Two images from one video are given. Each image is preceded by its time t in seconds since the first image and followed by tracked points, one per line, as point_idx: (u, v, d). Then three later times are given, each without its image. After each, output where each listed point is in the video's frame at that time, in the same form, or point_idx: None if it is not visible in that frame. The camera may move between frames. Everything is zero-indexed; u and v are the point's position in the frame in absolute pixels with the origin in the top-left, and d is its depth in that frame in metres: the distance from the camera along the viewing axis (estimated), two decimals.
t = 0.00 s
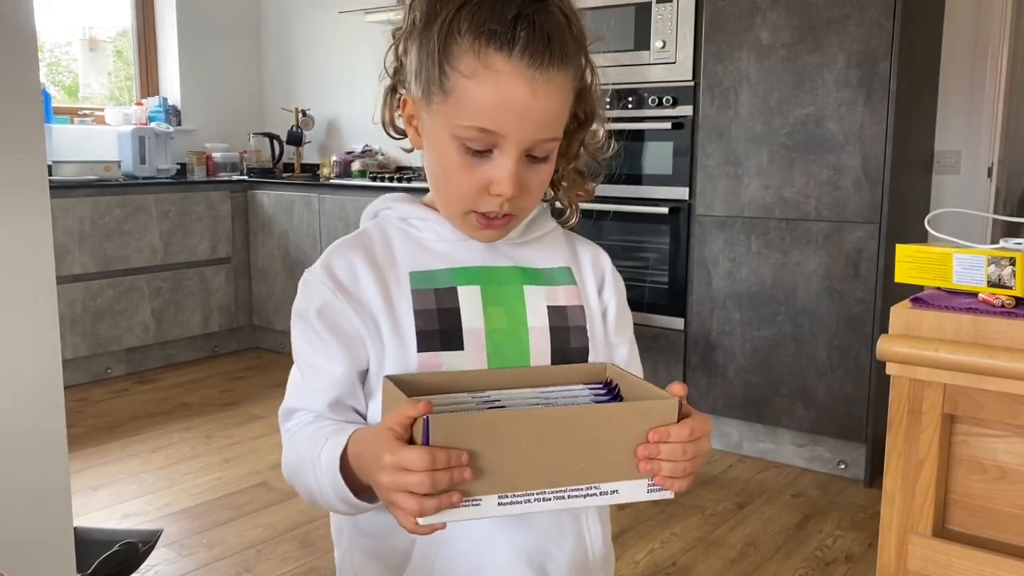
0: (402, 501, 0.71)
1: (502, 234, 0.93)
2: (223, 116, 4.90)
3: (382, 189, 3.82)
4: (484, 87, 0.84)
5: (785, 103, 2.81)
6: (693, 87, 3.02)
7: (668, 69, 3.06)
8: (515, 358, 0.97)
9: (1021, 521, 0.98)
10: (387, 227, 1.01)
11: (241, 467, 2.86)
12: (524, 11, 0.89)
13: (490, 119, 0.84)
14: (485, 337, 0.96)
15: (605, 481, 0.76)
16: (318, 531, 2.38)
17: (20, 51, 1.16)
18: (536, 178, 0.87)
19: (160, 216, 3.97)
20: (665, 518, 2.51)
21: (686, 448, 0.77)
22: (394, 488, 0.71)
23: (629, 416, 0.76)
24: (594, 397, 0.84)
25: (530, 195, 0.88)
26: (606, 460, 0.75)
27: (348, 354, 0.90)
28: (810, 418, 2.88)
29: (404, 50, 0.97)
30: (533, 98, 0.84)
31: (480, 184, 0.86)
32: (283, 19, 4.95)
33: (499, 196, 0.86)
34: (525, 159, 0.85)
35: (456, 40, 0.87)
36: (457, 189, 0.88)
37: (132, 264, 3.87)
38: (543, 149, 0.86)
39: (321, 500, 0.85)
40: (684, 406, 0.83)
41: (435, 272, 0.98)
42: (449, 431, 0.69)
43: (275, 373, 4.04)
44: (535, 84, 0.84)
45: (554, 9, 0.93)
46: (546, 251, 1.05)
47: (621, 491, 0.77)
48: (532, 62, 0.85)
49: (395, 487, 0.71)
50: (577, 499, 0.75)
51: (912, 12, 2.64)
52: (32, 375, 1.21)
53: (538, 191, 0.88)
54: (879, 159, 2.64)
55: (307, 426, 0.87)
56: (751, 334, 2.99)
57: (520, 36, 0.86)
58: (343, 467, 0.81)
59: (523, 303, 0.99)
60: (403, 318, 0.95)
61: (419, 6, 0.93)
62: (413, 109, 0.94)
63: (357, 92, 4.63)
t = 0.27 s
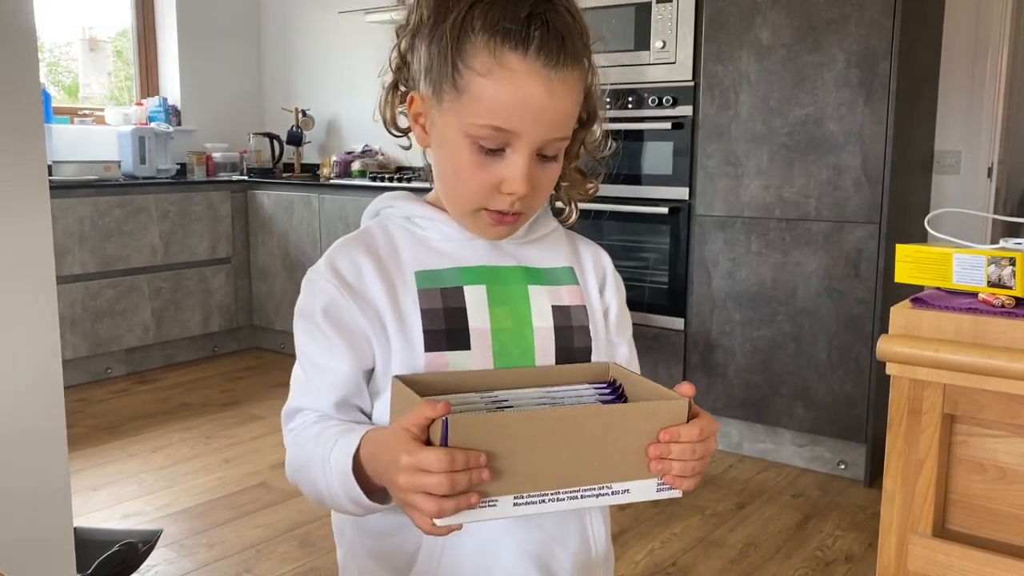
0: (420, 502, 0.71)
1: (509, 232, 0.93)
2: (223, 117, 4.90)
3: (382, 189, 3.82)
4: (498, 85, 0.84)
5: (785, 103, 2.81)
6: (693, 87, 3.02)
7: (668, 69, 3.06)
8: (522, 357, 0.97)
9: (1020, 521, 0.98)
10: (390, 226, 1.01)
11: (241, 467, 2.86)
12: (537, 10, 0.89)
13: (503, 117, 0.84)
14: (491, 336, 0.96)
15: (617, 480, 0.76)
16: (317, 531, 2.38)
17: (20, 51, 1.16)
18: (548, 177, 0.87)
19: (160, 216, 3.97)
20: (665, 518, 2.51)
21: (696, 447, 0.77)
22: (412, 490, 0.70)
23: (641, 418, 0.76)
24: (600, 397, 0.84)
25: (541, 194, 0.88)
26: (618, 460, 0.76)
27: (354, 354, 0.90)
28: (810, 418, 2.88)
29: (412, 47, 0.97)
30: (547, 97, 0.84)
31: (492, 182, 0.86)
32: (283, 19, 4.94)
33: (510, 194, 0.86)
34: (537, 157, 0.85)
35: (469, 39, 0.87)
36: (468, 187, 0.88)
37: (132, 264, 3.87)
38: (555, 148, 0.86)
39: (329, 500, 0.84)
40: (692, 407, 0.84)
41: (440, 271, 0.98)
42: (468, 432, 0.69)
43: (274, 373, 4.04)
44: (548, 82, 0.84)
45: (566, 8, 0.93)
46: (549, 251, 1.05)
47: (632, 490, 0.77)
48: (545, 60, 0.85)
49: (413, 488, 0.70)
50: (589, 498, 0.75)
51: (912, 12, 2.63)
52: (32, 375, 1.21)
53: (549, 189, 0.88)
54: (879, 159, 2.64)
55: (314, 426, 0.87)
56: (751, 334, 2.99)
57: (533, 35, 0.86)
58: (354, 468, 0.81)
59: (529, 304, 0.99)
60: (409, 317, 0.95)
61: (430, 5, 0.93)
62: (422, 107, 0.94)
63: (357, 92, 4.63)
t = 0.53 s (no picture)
0: (406, 510, 0.70)
1: (514, 231, 0.93)
2: (223, 117, 4.90)
3: (382, 189, 3.82)
4: (504, 84, 0.84)
5: (785, 103, 2.81)
6: (693, 87, 3.02)
7: (668, 69, 3.06)
8: (520, 359, 0.96)
9: (1021, 521, 0.98)
10: (397, 222, 1.01)
11: (241, 467, 2.86)
12: (546, 9, 0.89)
13: (509, 117, 0.83)
14: (491, 335, 0.96)
15: (607, 497, 0.73)
16: (317, 531, 2.38)
17: (20, 52, 1.16)
18: (552, 177, 0.87)
19: (160, 216, 3.97)
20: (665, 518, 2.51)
21: (691, 470, 0.74)
22: (400, 497, 0.70)
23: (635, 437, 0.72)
24: (597, 407, 0.84)
25: (546, 194, 0.87)
26: (610, 478, 0.73)
27: (354, 349, 0.91)
28: (810, 418, 2.88)
29: (421, 45, 0.97)
30: (553, 97, 0.84)
31: (497, 181, 0.86)
32: (283, 19, 4.95)
33: (515, 193, 0.86)
34: (542, 158, 0.85)
35: (476, 38, 0.87)
36: (474, 186, 0.88)
37: (132, 264, 3.87)
38: (561, 149, 0.86)
39: (321, 495, 0.84)
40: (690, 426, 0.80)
41: (444, 269, 0.98)
42: (459, 444, 0.68)
43: (274, 373, 4.04)
44: (555, 83, 0.84)
45: (576, 8, 0.93)
46: (556, 253, 1.04)
47: (623, 507, 0.74)
48: (552, 60, 0.84)
49: (400, 496, 0.70)
50: (577, 514, 0.72)
51: (912, 11, 2.63)
52: (32, 375, 1.21)
53: (554, 190, 0.88)
54: (879, 159, 2.64)
55: (311, 418, 0.87)
56: (751, 334, 2.99)
57: (541, 35, 0.86)
58: (345, 467, 0.81)
59: (532, 303, 0.98)
60: (409, 314, 0.95)
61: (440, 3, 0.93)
62: (430, 105, 0.94)
63: (357, 92, 4.63)
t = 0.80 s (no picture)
0: (375, 535, 0.68)
1: (514, 230, 0.93)
2: (223, 117, 4.90)
3: (382, 189, 3.82)
4: (500, 83, 0.84)
5: (785, 103, 2.81)
6: (693, 87, 3.02)
7: (668, 69, 3.06)
8: (514, 363, 0.95)
9: (1021, 521, 0.98)
10: (401, 221, 1.01)
11: (241, 467, 2.86)
12: (545, 8, 0.89)
13: (505, 115, 0.83)
14: (485, 336, 0.95)
15: (582, 528, 0.69)
16: (318, 532, 2.38)
17: (20, 52, 1.16)
18: (550, 176, 0.87)
19: (160, 216, 3.97)
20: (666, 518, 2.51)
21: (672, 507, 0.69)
22: (369, 523, 0.68)
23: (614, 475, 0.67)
24: (593, 420, 0.80)
25: (545, 194, 0.87)
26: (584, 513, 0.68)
27: (349, 346, 0.91)
28: (810, 419, 2.88)
29: (426, 45, 0.97)
30: (549, 97, 0.83)
31: (494, 181, 0.86)
32: (283, 19, 4.95)
33: (511, 193, 0.86)
34: (539, 157, 0.85)
35: (474, 37, 0.87)
36: (472, 184, 0.88)
37: (132, 264, 3.87)
38: (559, 148, 0.86)
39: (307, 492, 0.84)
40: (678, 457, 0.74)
41: (442, 269, 0.98)
42: (428, 478, 0.64)
43: (274, 373, 4.04)
44: (551, 82, 0.84)
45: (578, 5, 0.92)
46: (558, 256, 1.02)
47: (599, 537, 0.70)
48: (548, 59, 0.84)
49: (370, 522, 0.68)
50: (550, 542, 0.69)
51: (912, 12, 2.63)
52: (32, 375, 1.21)
53: (552, 189, 0.88)
54: (879, 159, 2.64)
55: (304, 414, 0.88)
56: (751, 335, 2.99)
57: (538, 33, 0.86)
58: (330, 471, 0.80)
59: (530, 305, 0.98)
60: (405, 314, 0.95)
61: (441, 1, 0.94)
62: (433, 104, 0.95)
63: (357, 92, 4.63)
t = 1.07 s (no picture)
0: None
1: (513, 229, 0.93)
2: (223, 117, 4.90)
3: (382, 189, 3.82)
4: (495, 80, 0.84)
5: (785, 103, 2.81)
6: (693, 87, 3.02)
7: (668, 70, 3.06)
8: (513, 365, 0.95)
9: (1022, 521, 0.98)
10: (402, 222, 1.01)
11: (241, 467, 2.86)
12: (541, 5, 0.89)
13: (500, 113, 0.83)
14: (484, 338, 0.95)
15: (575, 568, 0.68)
16: (317, 532, 2.38)
17: (21, 52, 1.16)
18: (547, 174, 0.86)
19: (160, 217, 3.97)
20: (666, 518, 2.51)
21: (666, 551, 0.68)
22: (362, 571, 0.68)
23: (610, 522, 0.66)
24: (596, 433, 0.81)
25: (542, 192, 0.87)
26: (579, 555, 0.67)
27: (347, 349, 0.92)
28: (810, 419, 2.88)
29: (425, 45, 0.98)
30: (544, 93, 0.83)
31: (490, 178, 0.86)
32: (283, 19, 4.95)
33: (508, 190, 0.86)
34: (535, 154, 0.85)
35: (470, 34, 0.88)
36: (469, 183, 0.88)
37: (133, 264, 3.87)
38: (555, 146, 0.85)
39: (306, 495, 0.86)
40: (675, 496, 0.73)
41: (442, 270, 0.98)
42: (419, 536, 0.63)
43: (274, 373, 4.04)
44: (546, 78, 0.84)
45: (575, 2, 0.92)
46: (560, 257, 1.02)
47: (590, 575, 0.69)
48: (543, 55, 0.84)
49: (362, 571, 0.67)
50: None
51: (911, 12, 2.64)
52: (32, 376, 1.21)
53: (550, 187, 0.88)
54: (879, 159, 2.64)
55: (306, 419, 0.89)
56: (751, 335, 2.99)
57: (533, 30, 0.86)
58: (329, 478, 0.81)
59: (530, 307, 0.97)
60: (403, 316, 0.95)
61: None
62: (432, 103, 0.95)
63: (357, 92, 4.63)
